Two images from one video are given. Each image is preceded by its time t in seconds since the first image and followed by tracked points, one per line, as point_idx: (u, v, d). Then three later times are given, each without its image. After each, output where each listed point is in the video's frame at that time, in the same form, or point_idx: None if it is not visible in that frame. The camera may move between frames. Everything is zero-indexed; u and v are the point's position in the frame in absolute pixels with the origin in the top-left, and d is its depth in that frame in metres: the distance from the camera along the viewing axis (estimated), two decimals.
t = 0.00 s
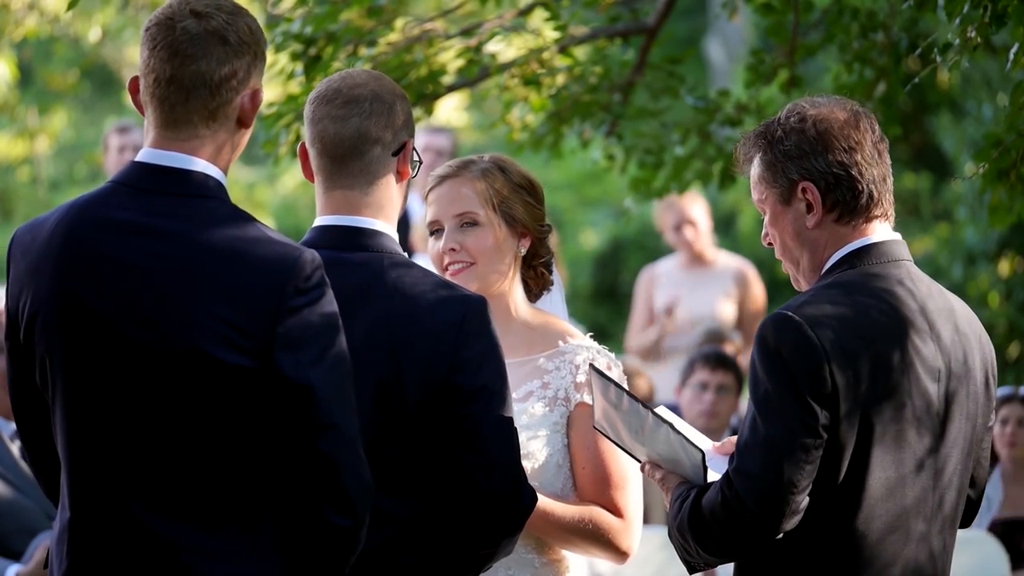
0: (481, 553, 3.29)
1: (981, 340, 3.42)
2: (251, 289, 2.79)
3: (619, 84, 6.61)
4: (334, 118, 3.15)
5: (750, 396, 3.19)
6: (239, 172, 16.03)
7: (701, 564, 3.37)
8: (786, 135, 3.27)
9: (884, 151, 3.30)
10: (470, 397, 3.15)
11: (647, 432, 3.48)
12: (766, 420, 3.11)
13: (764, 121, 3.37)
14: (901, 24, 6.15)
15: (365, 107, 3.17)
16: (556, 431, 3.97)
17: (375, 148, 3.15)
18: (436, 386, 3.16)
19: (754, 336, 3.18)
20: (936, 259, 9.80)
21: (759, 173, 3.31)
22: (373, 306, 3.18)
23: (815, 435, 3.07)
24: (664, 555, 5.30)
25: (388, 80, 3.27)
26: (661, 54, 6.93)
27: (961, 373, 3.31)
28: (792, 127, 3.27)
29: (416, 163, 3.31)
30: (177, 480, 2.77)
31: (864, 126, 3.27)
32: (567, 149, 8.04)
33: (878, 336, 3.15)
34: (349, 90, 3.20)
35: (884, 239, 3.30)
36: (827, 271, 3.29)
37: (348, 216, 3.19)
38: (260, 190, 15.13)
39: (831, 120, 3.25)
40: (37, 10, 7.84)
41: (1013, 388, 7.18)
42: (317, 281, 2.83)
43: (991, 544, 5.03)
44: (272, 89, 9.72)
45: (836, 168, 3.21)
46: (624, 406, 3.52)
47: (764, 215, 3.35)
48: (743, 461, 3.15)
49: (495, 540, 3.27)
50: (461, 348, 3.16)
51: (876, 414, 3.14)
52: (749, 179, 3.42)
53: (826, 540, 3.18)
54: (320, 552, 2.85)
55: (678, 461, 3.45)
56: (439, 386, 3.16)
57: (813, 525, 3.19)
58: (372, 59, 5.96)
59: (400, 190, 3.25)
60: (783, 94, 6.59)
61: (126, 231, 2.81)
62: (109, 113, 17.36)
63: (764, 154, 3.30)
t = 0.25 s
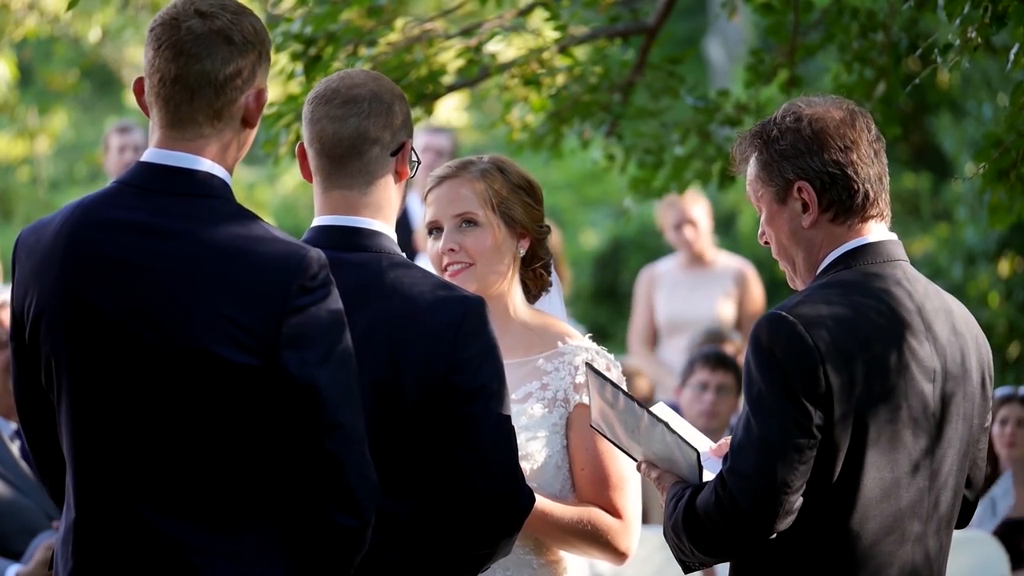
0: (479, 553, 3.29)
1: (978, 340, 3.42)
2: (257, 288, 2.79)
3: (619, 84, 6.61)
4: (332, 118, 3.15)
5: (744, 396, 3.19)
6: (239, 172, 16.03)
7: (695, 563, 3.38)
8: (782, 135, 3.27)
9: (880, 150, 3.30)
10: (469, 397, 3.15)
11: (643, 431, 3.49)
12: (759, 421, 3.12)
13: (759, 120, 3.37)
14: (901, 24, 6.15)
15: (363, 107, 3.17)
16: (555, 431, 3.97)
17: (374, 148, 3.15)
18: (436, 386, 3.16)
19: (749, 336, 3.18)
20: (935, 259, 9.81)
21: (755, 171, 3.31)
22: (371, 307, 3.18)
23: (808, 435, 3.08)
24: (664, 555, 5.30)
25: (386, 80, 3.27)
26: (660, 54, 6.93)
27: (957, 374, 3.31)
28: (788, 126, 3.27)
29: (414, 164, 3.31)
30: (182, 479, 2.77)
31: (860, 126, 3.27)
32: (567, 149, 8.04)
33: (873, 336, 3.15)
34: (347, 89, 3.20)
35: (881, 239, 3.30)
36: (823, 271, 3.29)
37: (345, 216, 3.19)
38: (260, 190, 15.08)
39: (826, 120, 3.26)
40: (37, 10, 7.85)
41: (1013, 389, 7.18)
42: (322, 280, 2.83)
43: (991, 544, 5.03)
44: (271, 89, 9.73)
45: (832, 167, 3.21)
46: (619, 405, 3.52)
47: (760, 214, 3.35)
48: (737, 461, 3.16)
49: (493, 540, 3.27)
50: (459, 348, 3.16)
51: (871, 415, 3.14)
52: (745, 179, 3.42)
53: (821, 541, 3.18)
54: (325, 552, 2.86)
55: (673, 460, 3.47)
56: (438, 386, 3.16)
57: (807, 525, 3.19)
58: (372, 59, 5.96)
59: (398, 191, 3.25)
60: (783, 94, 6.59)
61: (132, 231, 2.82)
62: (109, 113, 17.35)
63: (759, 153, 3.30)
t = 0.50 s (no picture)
0: (478, 553, 3.29)
1: (977, 341, 3.42)
2: (262, 287, 2.79)
3: (619, 84, 6.61)
4: (332, 117, 3.15)
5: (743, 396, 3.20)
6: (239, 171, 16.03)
7: (693, 563, 3.38)
8: (783, 133, 3.27)
9: (882, 149, 3.30)
10: (467, 397, 3.15)
11: (641, 430, 3.48)
12: (757, 420, 3.12)
13: (760, 119, 3.37)
14: (901, 24, 6.15)
15: (363, 106, 3.17)
16: (554, 431, 3.96)
17: (373, 147, 3.15)
18: (433, 386, 3.15)
19: (747, 336, 3.18)
20: (936, 259, 9.81)
21: (756, 170, 3.31)
22: (368, 308, 3.18)
23: (806, 436, 3.08)
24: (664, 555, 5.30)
25: (385, 80, 3.27)
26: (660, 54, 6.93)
27: (956, 375, 3.31)
28: (790, 125, 3.27)
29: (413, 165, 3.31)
30: (185, 479, 2.77)
31: (862, 125, 3.27)
32: (567, 149, 8.04)
33: (872, 337, 3.15)
34: (346, 89, 3.20)
35: (880, 239, 3.30)
36: (822, 270, 3.29)
37: (344, 215, 3.19)
38: (260, 190, 15.07)
39: (828, 119, 3.26)
40: (37, 10, 7.84)
41: (1013, 389, 7.19)
42: (327, 280, 2.83)
43: (991, 544, 5.02)
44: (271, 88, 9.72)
45: (834, 166, 3.21)
46: (618, 405, 3.53)
47: (760, 212, 3.35)
48: (734, 460, 3.16)
49: (492, 540, 3.27)
50: (458, 348, 3.16)
51: (869, 415, 3.14)
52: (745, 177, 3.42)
53: (819, 541, 3.18)
54: (330, 552, 2.87)
55: (672, 460, 3.46)
56: (436, 386, 3.16)
57: (803, 525, 3.19)
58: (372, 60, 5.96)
59: (396, 191, 3.25)
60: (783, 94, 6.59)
61: (137, 230, 2.82)
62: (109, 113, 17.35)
63: (760, 152, 3.30)
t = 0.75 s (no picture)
0: (477, 553, 3.28)
1: (978, 340, 3.41)
2: (268, 287, 2.79)
3: (619, 84, 6.61)
4: (331, 118, 3.15)
5: (744, 396, 3.20)
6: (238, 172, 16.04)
7: (694, 562, 3.38)
8: (783, 135, 3.27)
9: (881, 150, 3.30)
10: (467, 396, 3.15)
11: (642, 430, 3.48)
12: (759, 421, 3.12)
13: (760, 121, 3.37)
14: (901, 23, 6.15)
15: (362, 107, 3.17)
16: (551, 431, 3.97)
17: (372, 148, 3.15)
18: (433, 387, 3.15)
19: (748, 337, 3.18)
20: (936, 259, 9.82)
21: (756, 171, 3.31)
22: (367, 308, 3.17)
23: (807, 436, 3.08)
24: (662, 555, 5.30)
25: (384, 80, 3.27)
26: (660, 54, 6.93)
27: (956, 375, 3.31)
28: (789, 126, 3.27)
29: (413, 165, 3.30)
30: (190, 478, 2.77)
31: (862, 126, 3.27)
32: (568, 149, 8.04)
33: (874, 337, 3.15)
34: (345, 90, 3.20)
35: (881, 240, 3.30)
36: (823, 271, 3.29)
37: (343, 216, 3.19)
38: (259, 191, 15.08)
39: (827, 119, 3.26)
40: (37, 10, 7.85)
41: (1013, 389, 7.19)
42: (332, 280, 2.84)
43: (991, 545, 5.02)
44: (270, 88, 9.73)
45: (834, 167, 3.21)
46: (619, 403, 3.52)
47: (760, 213, 3.35)
48: (736, 460, 3.16)
49: (491, 540, 3.27)
50: (458, 348, 3.15)
51: (870, 416, 3.14)
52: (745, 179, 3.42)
53: (820, 541, 3.18)
54: (334, 552, 2.86)
55: (672, 459, 3.46)
56: (436, 386, 3.15)
57: (805, 526, 3.19)
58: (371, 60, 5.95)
59: (396, 191, 3.25)
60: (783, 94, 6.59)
61: (140, 230, 2.82)
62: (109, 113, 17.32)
63: (760, 153, 3.30)
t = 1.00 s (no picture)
0: (478, 553, 3.29)
1: (980, 338, 3.41)
2: (274, 286, 2.79)
3: (619, 84, 6.61)
4: (331, 118, 3.15)
5: (748, 397, 3.20)
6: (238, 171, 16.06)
7: (698, 562, 3.38)
8: (785, 135, 3.28)
9: (883, 150, 3.30)
10: (466, 397, 3.14)
11: (646, 430, 3.49)
12: (763, 422, 3.12)
13: (762, 121, 3.37)
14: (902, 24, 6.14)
15: (363, 107, 3.17)
16: (549, 424, 3.97)
17: (372, 148, 3.15)
18: (433, 388, 3.15)
19: (752, 337, 3.19)
20: (935, 259, 9.82)
21: (758, 172, 3.31)
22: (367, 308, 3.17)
23: (812, 437, 3.08)
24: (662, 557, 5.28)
25: (386, 80, 3.27)
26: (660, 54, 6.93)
27: (959, 374, 3.31)
28: (791, 127, 3.27)
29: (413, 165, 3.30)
30: (196, 478, 2.77)
31: (863, 126, 3.27)
32: (568, 149, 8.03)
33: (877, 336, 3.15)
34: (346, 90, 3.20)
35: (884, 239, 3.30)
36: (826, 271, 3.29)
37: (341, 216, 3.19)
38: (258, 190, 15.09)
39: (829, 120, 3.26)
40: (38, 10, 7.85)
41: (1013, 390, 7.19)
42: (337, 280, 2.84)
43: (991, 544, 4.97)
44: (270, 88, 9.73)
45: (836, 168, 3.21)
46: (622, 404, 3.49)
47: (763, 214, 3.35)
48: (739, 461, 3.16)
49: (491, 539, 3.27)
50: (457, 349, 3.15)
51: (873, 415, 3.14)
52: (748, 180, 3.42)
53: (824, 541, 3.19)
54: (342, 552, 2.87)
55: (676, 458, 3.48)
56: (435, 387, 3.15)
57: (810, 525, 3.19)
58: (372, 59, 5.94)
59: (396, 191, 3.24)
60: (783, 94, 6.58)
61: (146, 230, 2.82)
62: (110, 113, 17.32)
63: (762, 154, 3.31)
